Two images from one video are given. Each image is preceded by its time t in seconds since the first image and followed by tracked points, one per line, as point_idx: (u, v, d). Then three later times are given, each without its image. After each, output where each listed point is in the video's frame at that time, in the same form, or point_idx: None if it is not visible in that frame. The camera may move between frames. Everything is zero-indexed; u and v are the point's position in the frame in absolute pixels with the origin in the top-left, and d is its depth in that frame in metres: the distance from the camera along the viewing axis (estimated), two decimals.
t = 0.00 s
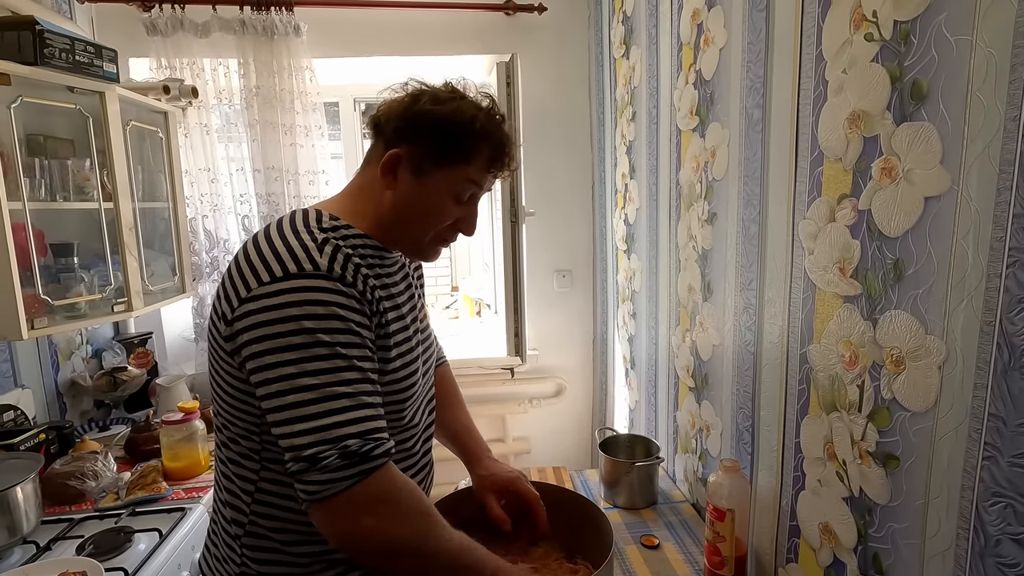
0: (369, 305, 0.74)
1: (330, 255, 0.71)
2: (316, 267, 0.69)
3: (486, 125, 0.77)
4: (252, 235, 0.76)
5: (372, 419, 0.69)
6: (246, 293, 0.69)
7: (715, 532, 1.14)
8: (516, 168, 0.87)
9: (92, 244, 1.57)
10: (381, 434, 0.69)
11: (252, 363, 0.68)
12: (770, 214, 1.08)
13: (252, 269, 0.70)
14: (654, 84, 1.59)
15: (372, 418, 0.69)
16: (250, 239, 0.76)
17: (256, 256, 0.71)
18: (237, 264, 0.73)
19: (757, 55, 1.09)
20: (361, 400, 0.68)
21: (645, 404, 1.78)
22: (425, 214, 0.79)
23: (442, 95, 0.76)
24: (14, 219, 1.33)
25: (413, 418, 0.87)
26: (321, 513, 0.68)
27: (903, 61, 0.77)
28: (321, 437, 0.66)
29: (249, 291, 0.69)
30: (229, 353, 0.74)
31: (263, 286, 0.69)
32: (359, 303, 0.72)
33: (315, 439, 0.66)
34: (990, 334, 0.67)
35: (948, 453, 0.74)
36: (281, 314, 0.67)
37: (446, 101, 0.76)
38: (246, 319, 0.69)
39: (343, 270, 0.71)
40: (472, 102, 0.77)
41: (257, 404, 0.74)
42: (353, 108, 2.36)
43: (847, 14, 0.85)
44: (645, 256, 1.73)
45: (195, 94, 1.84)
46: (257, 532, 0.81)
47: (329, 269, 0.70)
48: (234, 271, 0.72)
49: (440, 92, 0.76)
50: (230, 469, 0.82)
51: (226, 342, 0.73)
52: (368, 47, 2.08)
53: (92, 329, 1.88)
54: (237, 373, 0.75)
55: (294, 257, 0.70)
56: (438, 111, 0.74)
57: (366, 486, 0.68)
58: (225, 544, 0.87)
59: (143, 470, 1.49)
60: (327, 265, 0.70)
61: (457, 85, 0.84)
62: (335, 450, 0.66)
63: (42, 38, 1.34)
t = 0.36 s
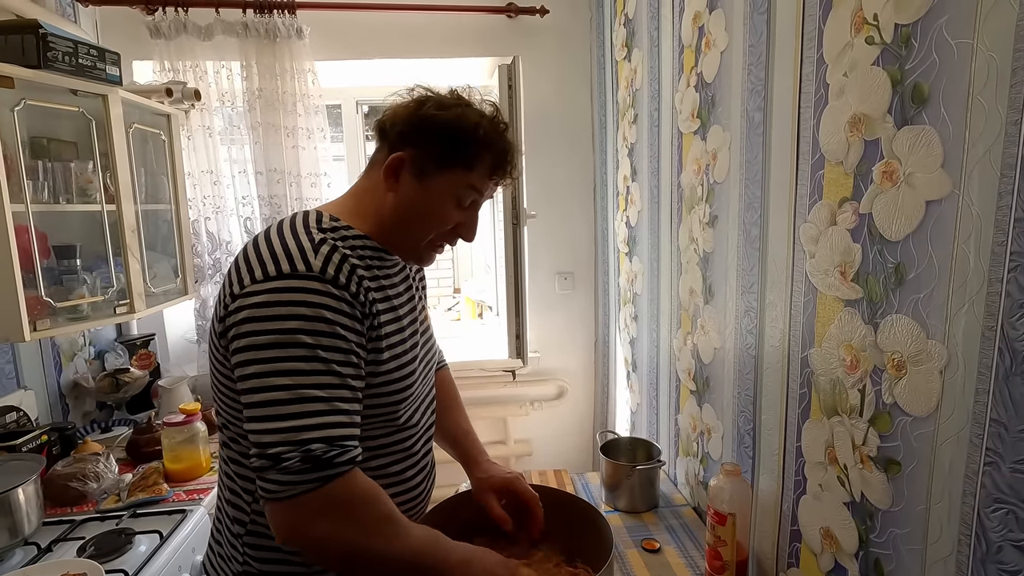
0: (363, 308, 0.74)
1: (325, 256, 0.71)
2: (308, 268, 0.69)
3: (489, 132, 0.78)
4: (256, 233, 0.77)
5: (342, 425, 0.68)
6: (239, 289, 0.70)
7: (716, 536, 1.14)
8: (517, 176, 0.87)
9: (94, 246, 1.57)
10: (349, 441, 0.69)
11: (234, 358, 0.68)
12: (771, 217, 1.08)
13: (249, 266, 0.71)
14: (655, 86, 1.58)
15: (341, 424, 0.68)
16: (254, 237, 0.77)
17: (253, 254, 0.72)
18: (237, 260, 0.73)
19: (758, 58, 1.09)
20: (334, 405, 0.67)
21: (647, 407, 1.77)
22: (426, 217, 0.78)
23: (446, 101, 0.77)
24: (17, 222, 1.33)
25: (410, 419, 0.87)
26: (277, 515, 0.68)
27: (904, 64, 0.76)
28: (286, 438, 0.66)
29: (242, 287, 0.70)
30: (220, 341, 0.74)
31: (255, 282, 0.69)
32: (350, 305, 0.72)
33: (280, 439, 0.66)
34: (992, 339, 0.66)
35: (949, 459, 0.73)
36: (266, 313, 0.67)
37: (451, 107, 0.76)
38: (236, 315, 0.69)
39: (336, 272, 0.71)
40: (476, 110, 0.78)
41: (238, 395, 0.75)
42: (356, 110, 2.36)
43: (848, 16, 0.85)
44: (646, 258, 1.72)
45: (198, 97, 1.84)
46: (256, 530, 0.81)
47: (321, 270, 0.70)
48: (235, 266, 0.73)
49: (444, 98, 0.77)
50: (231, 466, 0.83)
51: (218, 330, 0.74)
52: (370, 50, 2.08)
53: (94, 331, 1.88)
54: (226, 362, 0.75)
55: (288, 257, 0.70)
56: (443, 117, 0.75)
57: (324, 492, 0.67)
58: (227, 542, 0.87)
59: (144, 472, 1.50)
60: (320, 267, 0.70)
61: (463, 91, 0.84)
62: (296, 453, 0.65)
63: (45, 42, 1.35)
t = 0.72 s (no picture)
0: (375, 313, 0.73)
1: (336, 263, 0.71)
2: (320, 275, 0.69)
3: (495, 133, 0.77)
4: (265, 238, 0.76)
5: (363, 429, 0.68)
6: (252, 298, 0.69)
7: (723, 539, 1.14)
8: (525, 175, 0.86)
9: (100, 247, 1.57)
10: (371, 445, 0.68)
11: (251, 367, 0.68)
12: (778, 218, 1.07)
13: (260, 274, 0.70)
14: (660, 87, 1.58)
15: (363, 429, 0.68)
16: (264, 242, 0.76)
17: (264, 261, 0.71)
18: (248, 267, 0.73)
19: (765, 58, 1.09)
20: (354, 411, 0.67)
21: (652, 409, 1.76)
22: (434, 220, 0.78)
23: (452, 103, 0.76)
24: (24, 223, 1.34)
25: (419, 421, 0.87)
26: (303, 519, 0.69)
27: (914, 64, 0.76)
28: (310, 445, 0.66)
29: (255, 296, 0.69)
30: (235, 350, 0.74)
31: (269, 290, 0.68)
32: (363, 310, 0.71)
33: (304, 446, 0.65)
34: (1005, 342, 0.66)
35: (960, 463, 0.73)
36: (281, 321, 0.67)
37: (456, 109, 0.76)
38: (250, 324, 0.69)
39: (348, 278, 0.71)
40: (482, 110, 0.77)
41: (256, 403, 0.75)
42: (360, 111, 2.36)
43: (857, 17, 0.85)
44: (651, 260, 1.72)
45: (203, 97, 1.86)
46: (266, 531, 0.81)
47: (333, 278, 0.70)
48: (246, 274, 0.72)
49: (450, 100, 0.76)
50: (241, 466, 0.82)
51: (232, 339, 0.73)
52: (375, 51, 2.08)
53: (99, 332, 1.89)
54: (242, 371, 0.75)
55: (300, 264, 0.69)
56: (448, 119, 0.74)
57: (350, 495, 0.67)
58: (235, 542, 0.86)
59: (149, 472, 1.51)
60: (332, 274, 0.70)
61: (470, 91, 0.83)
62: (321, 460, 0.65)
63: (52, 43, 1.35)
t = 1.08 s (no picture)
0: (383, 313, 0.73)
1: (346, 263, 0.71)
2: (330, 275, 0.69)
3: (503, 133, 0.77)
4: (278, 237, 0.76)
5: (364, 429, 0.68)
6: (263, 295, 0.70)
7: (727, 542, 1.13)
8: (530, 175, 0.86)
9: (104, 249, 1.57)
10: (371, 445, 0.68)
11: (258, 363, 0.68)
12: (782, 220, 1.07)
13: (272, 272, 0.70)
14: (663, 88, 1.58)
15: (364, 428, 0.68)
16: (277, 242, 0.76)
17: (276, 259, 0.71)
18: (259, 266, 0.73)
19: (769, 59, 1.08)
20: (356, 410, 0.67)
21: (655, 411, 1.76)
22: (444, 220, 0.78)
23: (459, 103, 0.76)
24: (29, 225, 1.34)
25: (426, 421, 0.86)
26: (304, 519, 0.68)
27: (920, 66, 0.75)
28: (309, 442, 0.65)
29: (266, 293, 0.69)
30: (243, 346, 0.74)
31: (279, 288, 0.69)
32: (371, 311, 0.71)
33: (303, 443, 0.65)
34: (1012, 345, 0.65)
35: (967, 467, 0.72)
36: (289, 319, 0.67)
37: (463, 110, 0.76)
38: (260, 320, 0.69)
39: (357, 278, 0.71)
40: (488, 111, 0.77)
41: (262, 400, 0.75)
42: (363, 113, 2.37)
43: (862, 18, 0.84)
44: (654, 262, 1.71)
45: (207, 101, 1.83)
46: (276, 530, 0.81)
47: (342, 278, 0.70)
48: (258, 272, 0.73)
49: (457, 101, 0.76)
50: (252, 466, 0.82)
51: (242, 336, 0.74)
52: (378, 53, 2.08)
53: (103, 334, 1.89)
54: (250, 367, 0.75)
55: (310, 264, 0.69)
56: (455, 119, 0.74)
57: (351, 494, 0.67)
58: (246, 541, 0.86)
59: (153, 475, 1.51)
60: (341, 274, 0.70)
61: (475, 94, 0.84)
62: (319, 457, 0.65)
63: (57, 46, 1.36)
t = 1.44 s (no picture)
0: (375, 320, 0.73)
1: (336, 271, 0.71)
2: (319, 284, 0.69)
3: (490, 128, 0.77)
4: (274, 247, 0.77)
5: (354, 437, 0.68)
6: (254, 305, 0.70)
7: (730, 544, 1.13)
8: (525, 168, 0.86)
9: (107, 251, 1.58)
10: (362, 452, 0.68)
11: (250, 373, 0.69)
12: (785, 221, 1.07)
13: (263, 282, 0.71)
14: (666, 89, 1.58)
15: (353, 437, 0.67)
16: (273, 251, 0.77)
17: (268, 269, 0.72)
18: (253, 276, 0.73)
19: (772, 60, 1.08)
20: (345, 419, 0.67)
21: (658, 412, 1.76)
22: (438, 222, 0.78)
23: (444, 101, 0.76)
24: (33, 227, 1.35)
25: (428, 422, 0.86)
26: (296, 526, 0.68)
27: (923, 66, 0.75)
28: (298, 451, 0.66)
29: (257, 303, 0.70)
30: (239, 356, 0.75)
31: (269, 298, 0.69)
32: (362, 318, 0.71)
33: (293, 452, 0.66)
34: (1017, 346, 0.65)
35: (971, 470, 0.72)
36: (278, 329, 0.67)
37: (448, 108, 0.75)
38: (251, 331, 0.70)
39: (347, 286, 0.71)
40: (474, 106, 0.77)
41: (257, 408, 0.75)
42: (366, 115, 2.38)
43: (865, 19, 0.84)
44: (657, 263, 1.71)
45: (210, 103, 1.85)
46: (285, 532, 0.81)
47: (331, 286, 0.70)
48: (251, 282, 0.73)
49: (442, 99, 0.76)
50: (259, 470, 0.83)
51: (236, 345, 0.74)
52: (381, 55, 2.09)
53: (108, 335, 1.90)
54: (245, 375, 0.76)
55: (300, 273, 0.70)
56: (440, 118, 0.74)
57: (341, 501, 0.66)
58: (259, 542, 0.87)
59: (156, 475, 1.51)
60: (330, 282, 0.70)
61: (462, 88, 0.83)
62: (308, 466, 0.65)
63: (62, 49, 1.36)
